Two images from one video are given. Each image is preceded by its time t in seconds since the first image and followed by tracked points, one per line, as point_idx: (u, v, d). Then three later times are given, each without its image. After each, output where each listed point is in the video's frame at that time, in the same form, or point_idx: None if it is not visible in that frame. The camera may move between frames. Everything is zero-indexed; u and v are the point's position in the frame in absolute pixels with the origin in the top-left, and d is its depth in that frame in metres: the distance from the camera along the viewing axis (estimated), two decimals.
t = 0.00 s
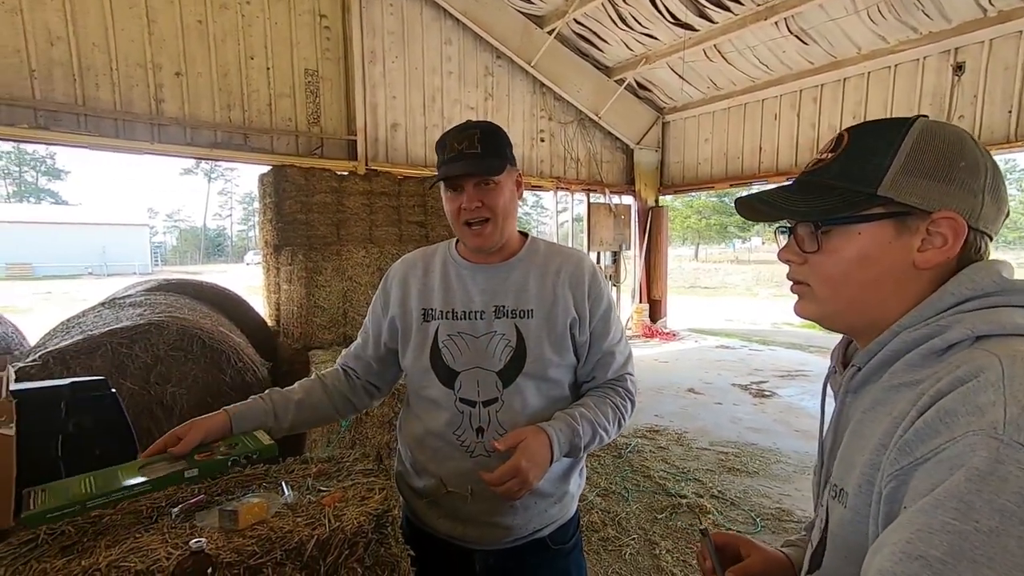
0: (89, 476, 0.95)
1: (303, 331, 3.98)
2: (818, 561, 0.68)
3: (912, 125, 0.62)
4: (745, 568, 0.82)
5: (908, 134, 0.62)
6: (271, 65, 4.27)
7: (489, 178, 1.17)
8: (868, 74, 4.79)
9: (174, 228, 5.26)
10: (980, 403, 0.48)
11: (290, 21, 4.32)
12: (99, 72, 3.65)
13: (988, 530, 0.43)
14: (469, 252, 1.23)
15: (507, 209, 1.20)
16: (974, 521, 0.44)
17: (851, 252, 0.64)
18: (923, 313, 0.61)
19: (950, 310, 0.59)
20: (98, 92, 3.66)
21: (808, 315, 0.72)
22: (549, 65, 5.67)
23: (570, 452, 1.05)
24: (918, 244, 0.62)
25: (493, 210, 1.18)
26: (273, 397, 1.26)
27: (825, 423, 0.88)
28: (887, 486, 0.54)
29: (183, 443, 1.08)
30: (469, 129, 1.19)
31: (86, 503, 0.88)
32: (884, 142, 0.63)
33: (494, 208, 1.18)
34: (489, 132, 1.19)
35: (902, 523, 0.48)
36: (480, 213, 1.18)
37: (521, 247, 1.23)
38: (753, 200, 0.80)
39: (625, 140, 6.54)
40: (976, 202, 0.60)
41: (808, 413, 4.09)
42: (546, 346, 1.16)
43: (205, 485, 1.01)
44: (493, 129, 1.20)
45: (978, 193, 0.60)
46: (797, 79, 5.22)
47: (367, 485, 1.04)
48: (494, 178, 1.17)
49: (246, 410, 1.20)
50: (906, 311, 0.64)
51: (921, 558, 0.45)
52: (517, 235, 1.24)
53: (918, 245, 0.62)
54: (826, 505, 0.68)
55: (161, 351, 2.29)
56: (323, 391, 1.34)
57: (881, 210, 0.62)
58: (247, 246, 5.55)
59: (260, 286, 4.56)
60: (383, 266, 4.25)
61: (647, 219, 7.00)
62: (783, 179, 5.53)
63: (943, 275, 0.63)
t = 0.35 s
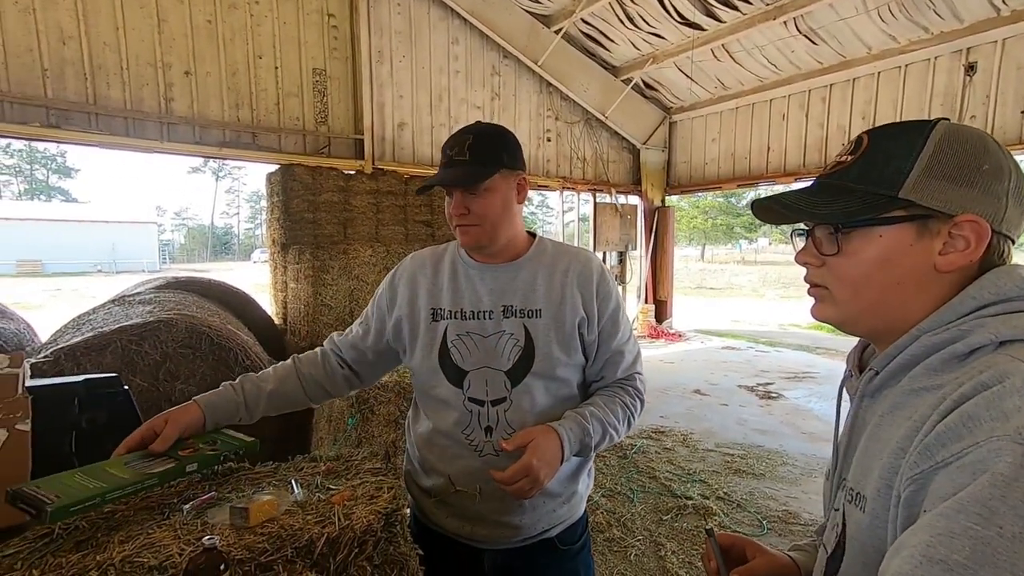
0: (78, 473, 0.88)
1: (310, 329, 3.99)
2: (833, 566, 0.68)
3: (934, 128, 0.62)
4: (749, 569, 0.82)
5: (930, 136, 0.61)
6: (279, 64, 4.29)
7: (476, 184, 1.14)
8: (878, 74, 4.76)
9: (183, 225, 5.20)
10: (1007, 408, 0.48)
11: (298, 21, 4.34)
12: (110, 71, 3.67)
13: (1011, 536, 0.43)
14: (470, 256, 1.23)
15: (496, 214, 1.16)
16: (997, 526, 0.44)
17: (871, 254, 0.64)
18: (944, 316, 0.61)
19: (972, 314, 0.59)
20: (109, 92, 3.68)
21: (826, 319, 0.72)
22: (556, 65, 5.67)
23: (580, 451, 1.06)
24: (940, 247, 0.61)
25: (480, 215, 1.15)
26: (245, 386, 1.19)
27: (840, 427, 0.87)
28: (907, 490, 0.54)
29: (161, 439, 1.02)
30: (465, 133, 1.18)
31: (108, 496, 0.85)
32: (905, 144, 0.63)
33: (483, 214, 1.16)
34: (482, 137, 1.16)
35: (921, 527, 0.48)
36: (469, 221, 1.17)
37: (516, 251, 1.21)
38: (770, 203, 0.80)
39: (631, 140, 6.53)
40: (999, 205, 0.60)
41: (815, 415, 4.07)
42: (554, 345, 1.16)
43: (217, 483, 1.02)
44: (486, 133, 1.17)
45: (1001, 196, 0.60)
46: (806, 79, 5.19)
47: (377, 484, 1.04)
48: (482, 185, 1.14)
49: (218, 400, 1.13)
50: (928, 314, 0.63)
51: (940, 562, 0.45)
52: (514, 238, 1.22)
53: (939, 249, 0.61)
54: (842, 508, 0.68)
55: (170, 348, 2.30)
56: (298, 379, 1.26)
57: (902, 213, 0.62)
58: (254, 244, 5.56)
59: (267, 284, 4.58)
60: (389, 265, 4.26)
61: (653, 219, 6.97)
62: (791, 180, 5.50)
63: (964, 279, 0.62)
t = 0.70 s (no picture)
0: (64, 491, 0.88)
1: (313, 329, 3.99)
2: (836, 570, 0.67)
3: (947, 127, 0.61)
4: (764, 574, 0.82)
5: (941, 136, 0.61)
6: (284, 64, 4.30)
7: (466, 186, 1.13)
8: (884, 75, 4.74)
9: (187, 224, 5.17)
10: (1009, 414, 0.47)
11: (303, 21, 4.35)
12: (116, 70, 3.69)
13: (1014, 544, 0.43)
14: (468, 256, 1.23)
15: (488, 215, 1.15)
16: (999, 534, 0.43)
17: (878, 253, 0.64)
18: (954, 318, 0.61)
19: (980, 317, 0.59)
20: (115, 90, 3.70)
21: (831, 318, 0.71)
22: (560, 65, 5.67)
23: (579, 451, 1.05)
24: (949, 248, 0.61)
25: (472, 216, 1.15)
26: (226, 388, 1.18)
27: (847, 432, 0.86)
28: (909, 495, 0.54)
29: (139, 451, 1.00)
30: (458, 135, 1.17)
31: (102, 509, 0.85)
32: (916, 144, 0.62)
33: (474, 215, 1.15)
34: (473, 138, 1.15)
35: (923, 535, 0.47)
36: (461, 222, 1.17)
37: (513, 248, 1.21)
38: (777, 200, 0.79)
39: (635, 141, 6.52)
40: (1010, 207, 0.59)
41: (819, 418, 4.06)
42: (555, 343, 1.16)
43: (219, 480, 1.03)
44: (479, 133, 1.16)
45: (1011, 198, 0.60)
46: (812, 80, 5.17)
47: (378, 483, 1.04)
48: (472, 186, 1.13)
49: (197, 405, 1.12)
50: (938, 315, 0.63)
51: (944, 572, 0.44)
52: (511, 237, 1.21)
53: (948, 249, 0.61)
54: (846, 511, 0.67)
55: (174, 346, 2.31)
56: (282, 377, 1.25)
57: (910, 213, 0.61)
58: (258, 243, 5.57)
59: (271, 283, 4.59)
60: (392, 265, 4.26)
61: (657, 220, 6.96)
62: (795, 182, 5.49)
63: (973, 281, 0.62)
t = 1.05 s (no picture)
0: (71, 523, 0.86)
1: (316, 328, 3.98)
2: None
3: (947, 131, 0.61)
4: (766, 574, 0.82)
5: (942, 140, 0.60)
6: (287, 63, 4.31)
7: (464, 186, 1.13)
8: (889, 76, 4.72)
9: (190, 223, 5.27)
10: (1015, 416, 0.47)
11: (306, 20, 4.35)
12: (120, 69, 3.69)
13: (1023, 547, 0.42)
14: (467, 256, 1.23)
15: (487, 214, 1.15)
16: (1008, 537, 0.43)
17: (879, 256, 0.63)
18: (957, 322, 0.60)
19: (985, 321, 0.58)
20: (119, 89, 3.70)
21: (835, 321, 0.71)
22: (563, 65, 5.67)
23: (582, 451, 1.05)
24: (949, 250, 0.60)
25: (471, 216, 1.15)
26: (260, 388, 1.17)
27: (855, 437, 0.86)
28: (918, 500, 0.53)
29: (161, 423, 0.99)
30: (456, 135, 1.17)
31: (113, 529, 0.84)
32: (913, 147, 0.62)
33: (473, 215, 1.15)
34: (471, 138, 1.15)
35: (932, 540, 0.47)
36: (460, 222, 1.16)
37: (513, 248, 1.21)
38: (781, 203, 0.79)
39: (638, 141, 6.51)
40: (1014, 210, 0.58)
41: (821, 419, 4.05)
42: (556, 342, 1.16)
43: (226, 484, 1.05)
44: (477, 133, 1.15)
45: (1016, 201, 0.58)
46: (815, 81, 5.16)
47: (382, 484, 1.04)
48: (469, 186, 1.13)
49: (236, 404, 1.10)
50: (943, 318, 0.63)
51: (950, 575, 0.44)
52: (510, 236, 1.21)
53: (948, 252, 0.60)
54: (857, 520, 0.67)
55: (177, 345, 2.32)
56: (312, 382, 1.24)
57: (911, 215, 0.61)
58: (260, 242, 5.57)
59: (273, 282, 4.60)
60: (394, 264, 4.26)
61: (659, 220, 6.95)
62: (798, 182, 5.48)
63: (975, 284, 0.61)
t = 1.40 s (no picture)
0: (78, 521, 0.86)
1: (322, 328, 3.97)
2: None
3: (972, 131, 0.60)
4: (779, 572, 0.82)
5: (965, 140, 0.60)
6: (294, 64, 4.32)
7: (503, 176, 1.16)
8: (897, 75, 4.69)
9: (196, 223, 5.34)
10: None
11: (313, 21, 4.37)
12: (129, 70, 3.72)
13: None
14: (483, 251, 1.23)
15: (519, 207, 1.19)
16: None
17: (896, 254, 0.63)
18: (978, 324, 0.60)
19: (1006, 322, 0.58)
20: (128, 90, 3.73)
21: (850, 319, 0.71)
22: (568, 65, 5.67)
23: (539, 423, 1.04)
24: (967, 249, 0.60)
25: (507, 207, 1.17)
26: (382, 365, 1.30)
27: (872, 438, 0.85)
28: (937, 502, 0.53)
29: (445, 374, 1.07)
30: (484, 129, 1.19)
31: (127, 527, 0.85)
32: (935, 147, 0.62)
33: (508, 206, 1.17)
34: (504, 132, 1.18)
35: (954, 545, 0.47)
36: (492, 213, 1.17)
37: (531, 245, 1.23)
38: (800, 197, 0.80)
39: (643, 141, 6.49)
40: None
41: (828, 420, 4.03)
42: (559, 341, 1.15)
43: (237, 483, 1.06)
44: (507, 130, 1.19)
45: None
46: (823, 80, 5.13)
47: (391, 484, 1.05)
48: (506, 177, 1.16)
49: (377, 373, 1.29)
50: (962, 319, 0.62)
51: None
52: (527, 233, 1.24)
53: (967, 250, 0.60)
54: (875, 522, 0.67)
55: (185, 344, 2.33)
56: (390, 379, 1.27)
57: (928, 213, 0.61)
58: (267, 242, 5.58)
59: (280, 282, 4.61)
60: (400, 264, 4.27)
61: (665, 220, 6.94)
62: (805, 182, 5.45)
63: (997, 284, 0.60)
